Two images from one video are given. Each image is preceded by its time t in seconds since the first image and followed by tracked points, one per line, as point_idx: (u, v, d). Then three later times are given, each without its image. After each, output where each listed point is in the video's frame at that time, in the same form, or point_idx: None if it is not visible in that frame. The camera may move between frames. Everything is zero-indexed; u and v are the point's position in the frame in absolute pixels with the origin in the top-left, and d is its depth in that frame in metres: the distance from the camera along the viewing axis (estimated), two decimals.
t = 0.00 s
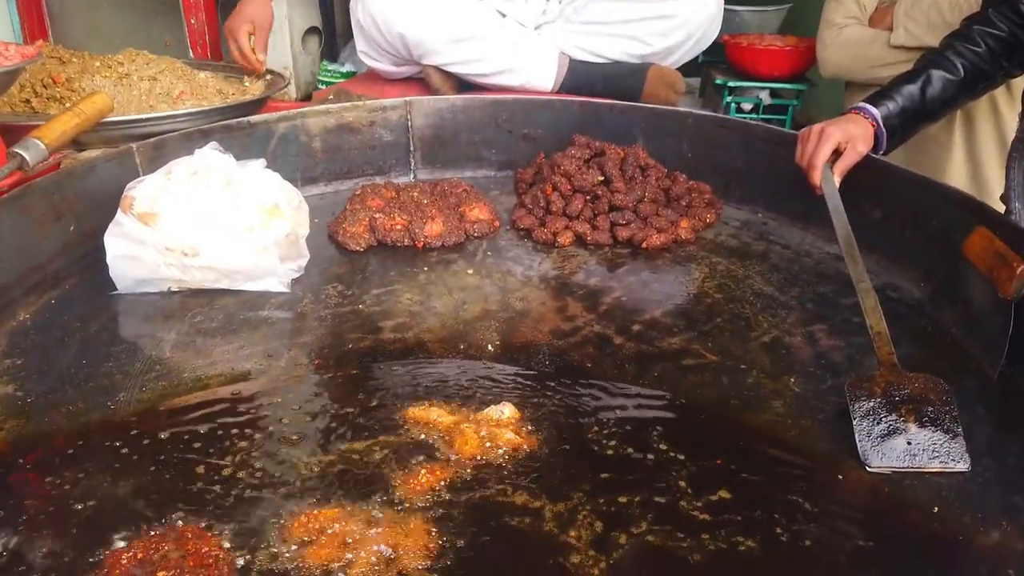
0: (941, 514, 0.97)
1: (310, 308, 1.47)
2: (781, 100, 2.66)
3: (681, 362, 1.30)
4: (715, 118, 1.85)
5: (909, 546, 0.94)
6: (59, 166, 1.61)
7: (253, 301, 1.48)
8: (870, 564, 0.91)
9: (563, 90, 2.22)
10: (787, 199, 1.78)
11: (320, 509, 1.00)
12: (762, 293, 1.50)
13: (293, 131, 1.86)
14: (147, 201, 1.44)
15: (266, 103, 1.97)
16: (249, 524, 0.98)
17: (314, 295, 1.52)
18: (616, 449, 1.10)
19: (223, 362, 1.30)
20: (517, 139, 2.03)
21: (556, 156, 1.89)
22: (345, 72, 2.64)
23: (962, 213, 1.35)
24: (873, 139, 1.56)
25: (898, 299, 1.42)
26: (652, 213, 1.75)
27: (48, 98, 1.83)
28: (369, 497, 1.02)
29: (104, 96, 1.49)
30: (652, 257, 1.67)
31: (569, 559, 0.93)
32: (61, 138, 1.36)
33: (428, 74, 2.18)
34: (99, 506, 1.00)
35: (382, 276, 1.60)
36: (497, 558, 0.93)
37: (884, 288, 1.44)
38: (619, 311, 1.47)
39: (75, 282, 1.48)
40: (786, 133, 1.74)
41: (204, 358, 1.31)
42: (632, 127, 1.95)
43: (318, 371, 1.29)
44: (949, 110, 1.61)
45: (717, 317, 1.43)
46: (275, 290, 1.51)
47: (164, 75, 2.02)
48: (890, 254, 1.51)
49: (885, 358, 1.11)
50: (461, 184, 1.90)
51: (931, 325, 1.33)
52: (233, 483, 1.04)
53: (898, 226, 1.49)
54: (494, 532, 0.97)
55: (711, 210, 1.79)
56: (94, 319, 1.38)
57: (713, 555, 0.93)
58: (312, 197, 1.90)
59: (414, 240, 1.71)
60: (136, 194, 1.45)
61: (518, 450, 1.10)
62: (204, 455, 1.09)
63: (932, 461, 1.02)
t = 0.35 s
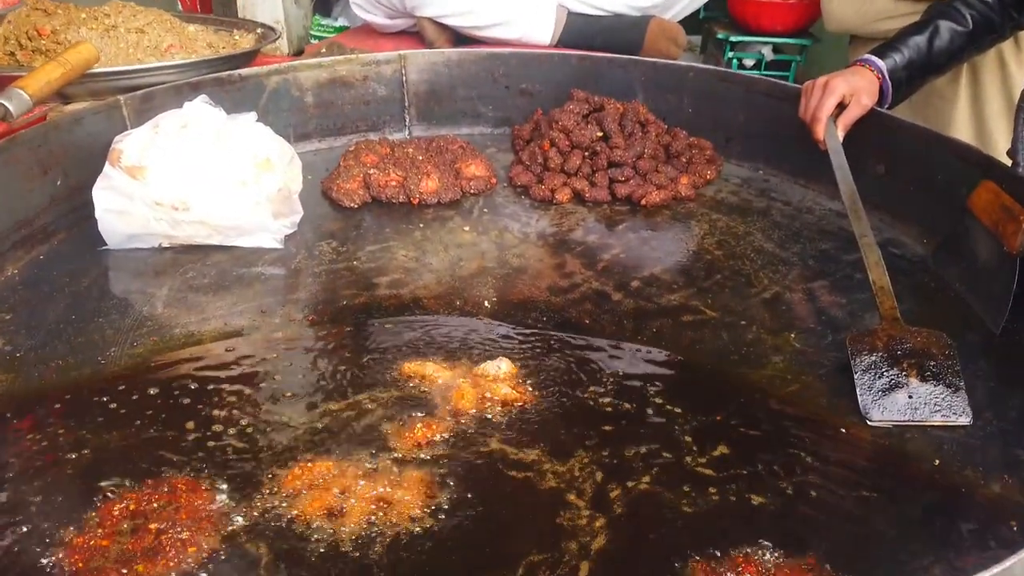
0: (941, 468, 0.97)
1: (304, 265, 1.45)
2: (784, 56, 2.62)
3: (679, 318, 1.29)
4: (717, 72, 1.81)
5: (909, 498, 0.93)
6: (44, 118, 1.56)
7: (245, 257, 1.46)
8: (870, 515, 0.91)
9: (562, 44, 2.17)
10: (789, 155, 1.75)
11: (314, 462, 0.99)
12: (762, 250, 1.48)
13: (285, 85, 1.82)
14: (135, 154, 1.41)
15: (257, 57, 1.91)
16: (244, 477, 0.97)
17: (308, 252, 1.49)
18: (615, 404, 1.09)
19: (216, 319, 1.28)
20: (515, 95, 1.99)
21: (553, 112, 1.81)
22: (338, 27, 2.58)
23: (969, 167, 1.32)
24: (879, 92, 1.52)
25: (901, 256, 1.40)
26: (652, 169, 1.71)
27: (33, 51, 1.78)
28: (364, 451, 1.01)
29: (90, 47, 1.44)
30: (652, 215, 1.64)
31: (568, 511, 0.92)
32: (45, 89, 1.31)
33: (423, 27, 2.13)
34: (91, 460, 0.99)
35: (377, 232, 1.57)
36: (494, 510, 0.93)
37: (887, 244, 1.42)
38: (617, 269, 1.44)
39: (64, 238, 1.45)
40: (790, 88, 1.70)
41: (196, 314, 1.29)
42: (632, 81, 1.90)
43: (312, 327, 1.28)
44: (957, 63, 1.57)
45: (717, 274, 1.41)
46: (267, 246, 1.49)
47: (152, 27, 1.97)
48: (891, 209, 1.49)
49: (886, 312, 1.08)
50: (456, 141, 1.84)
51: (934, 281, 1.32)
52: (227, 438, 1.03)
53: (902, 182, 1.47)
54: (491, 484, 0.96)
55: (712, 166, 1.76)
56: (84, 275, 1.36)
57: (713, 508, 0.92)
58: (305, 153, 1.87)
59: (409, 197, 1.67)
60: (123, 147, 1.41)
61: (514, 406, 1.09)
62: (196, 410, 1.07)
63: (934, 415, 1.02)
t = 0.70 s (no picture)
0: (941, 425, 0.96)
1: (297, 222, 1.42)
2: (788, 13, 2.56)
3: (679, 276, 1.27)
4: (719, 26, 1.76)
5: (909, 453, 0.93)
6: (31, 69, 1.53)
7: (237, 214, 1.43)
8: (869, 471, 0.91)
9: None
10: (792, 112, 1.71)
11: (310, 418, 0.98)
12: (763, 207, 1.45)
13: (276, 40, 1.78)
14: (123, 109, 1.38)
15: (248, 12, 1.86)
16: (240, 433, 0.96)
17: (302, 209, 1.46)
18: (613, 361, 1.08)
19: (209, 276, 1.27)
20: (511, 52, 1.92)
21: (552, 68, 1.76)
22: None
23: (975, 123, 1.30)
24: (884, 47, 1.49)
25: (903, 214, 1.38)
26: (652, 127, 1.67)
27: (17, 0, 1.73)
28: (360, 406, 1.00)
29: None
30: (651, 172, 1.62)
31: (566, 466, 0.92)
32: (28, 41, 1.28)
33: None
34: (84, 415, 0.98)
35: (371, 189, 1.54)
36: (492, 465, 0.92)
37: (891, 201, 1.40)
38: (616, 227, 1.42)
39: (53, 194, 1.43)
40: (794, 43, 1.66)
41: (188, 271, 1.27)
42: (632, 37, 1.84)
43: (307, 285, 1.26)
44: (964, 16, 1.53)
45: (718, 232, 1.39)
46: (262, 204, 1.45)
47: None
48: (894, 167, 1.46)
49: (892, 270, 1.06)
50: (452, 97, 1.76)
51: (937, 239, 1.30)
52: (221, 395, 1.02)
53: (906, 139, 1.44)
54: (488, 440, 0.96)
55: (713, 123, 1.72)
56: (74, 231, 1.34)
57: (712, 464, 0.92)
58: (298, 110, 1.83)
59: (404, 154, 1.63)
60: (111, 102, 1.38)
61: (512, 364, 1.08)
62: (189, 367, 1.06)
63: (935, 371, 1.01)
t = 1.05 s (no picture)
0: (940, 389, 0.96)
1: (292, 187, 1.40)
2: None
3: (679, 241, 1.26)
4: None
5: (908, 417, 0.93)
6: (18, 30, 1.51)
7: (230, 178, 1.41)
8: (868, 434, 0.91)
9: None
10: (794, 76, 1.68)
11: (306, 382, 0.98)
12: (764, 172, 1.44)
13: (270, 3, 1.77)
14: (113, 72, 1.37)
15: None
16: (235, 397, 0.96)
17: (297, 173, 1.43)
18: (612, 326, 1.07)
19: (203, 242, 1.25)
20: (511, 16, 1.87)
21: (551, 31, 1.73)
22: None
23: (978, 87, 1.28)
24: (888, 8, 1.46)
25: (905, 179, 1.36)
26: (652, 92, 1.64)
27: None
28: (357, 371, 1.00)
29: None
30: (651, 138, 1.59)
31: (564, 430, 0.91)
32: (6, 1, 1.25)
33: None
34: (78, 378, 0.98)
35: (367, 154, 1.52)
36: (490, 429, 0.92)
37: (893, 166, 1.39)
38: (615, 193, 1.40)
39: (44, 158, 1.41)
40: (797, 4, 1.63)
41: (182, 236, 1.26)
42: None
43: (303, 251, 1.24)
44: None
45: (718, 197, 1.37)
46: (255, 168, 1.43)
47: None
48: (897, 131, 1.44)
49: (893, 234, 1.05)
50: (450, 61, 1.70)
51: (939, 204, 1.29)
52: (217, 360, 1.01)
53: (909, 102, 1.41)
54: (485, 404, 0.95)
55: (714, 88, 1.69)
56: (66, 196, 1.33)
57: (710, 428, 0.92)
58: (293, 75, 1.80)
59: (401, 119, 1.60)
60: (101, 64, 1.37)
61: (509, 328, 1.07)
62: (184, 331, 1.06)
63: (936, 335, 1.01)
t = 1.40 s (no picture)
0: (939, 360, 0.96)
1: (287, 158, 1.38)
2: None
3: (679, 213, 1.25)
4: None
5: (908, 389, 0.93)
6: None
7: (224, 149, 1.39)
8: (868, 406, 0.90)
9: None
10: (797, 47, 1.66)
11: (303, 353, 0.97)
12: (765, 144, 1.42)
13: None
14: (106, 42, 1.35)
15: None
16: (232, 369, 0.95)
17: (293, 145, 1.42)
18: (610, 299, 1.07)
19: (198, 214, 1.24)
20: None
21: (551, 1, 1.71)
22: None
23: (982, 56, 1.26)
24: None
25: (907, 151, 1.34)
26: (652, 63, 1.62)
27: None
28: (354, 342, 0.99)
29: None
30: (651, 110, 1.57)
31: (563, 400, 0.91)
32: None
33: None
34: (73, 350, 0.97)
35: (364, 126, 1.49)
36: (490, 398, 0.92)
37: (895, 138, 1.37)
38: (614, 165, 1.39)
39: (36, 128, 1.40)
40: None
41: (177, 208, 1.25)
42: None
43: (300, 224, 1.23)
44: None
45: (718, 169, 1.36)
46: (250, 139, 1.41)
47: None
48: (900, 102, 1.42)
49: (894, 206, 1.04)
50: (448, 32, 1.68)
51: (941, 176, 1.27)
52: (212, 332, 1.00)
53: (913, 73, 1.39)
54: (483, 375, 0.95)
55: (715, 59, 1.66)
56: (59, 167, 1.31)
57: (709, 399, 0.91)
58: (289, 46, 1.77)
59: (398, 91, 1.58)
60: (93, 33, 1.34)
61: (507, 300, 1.07)
62: (179, 304, 1.05)
63: (937, 307, 1.00)
